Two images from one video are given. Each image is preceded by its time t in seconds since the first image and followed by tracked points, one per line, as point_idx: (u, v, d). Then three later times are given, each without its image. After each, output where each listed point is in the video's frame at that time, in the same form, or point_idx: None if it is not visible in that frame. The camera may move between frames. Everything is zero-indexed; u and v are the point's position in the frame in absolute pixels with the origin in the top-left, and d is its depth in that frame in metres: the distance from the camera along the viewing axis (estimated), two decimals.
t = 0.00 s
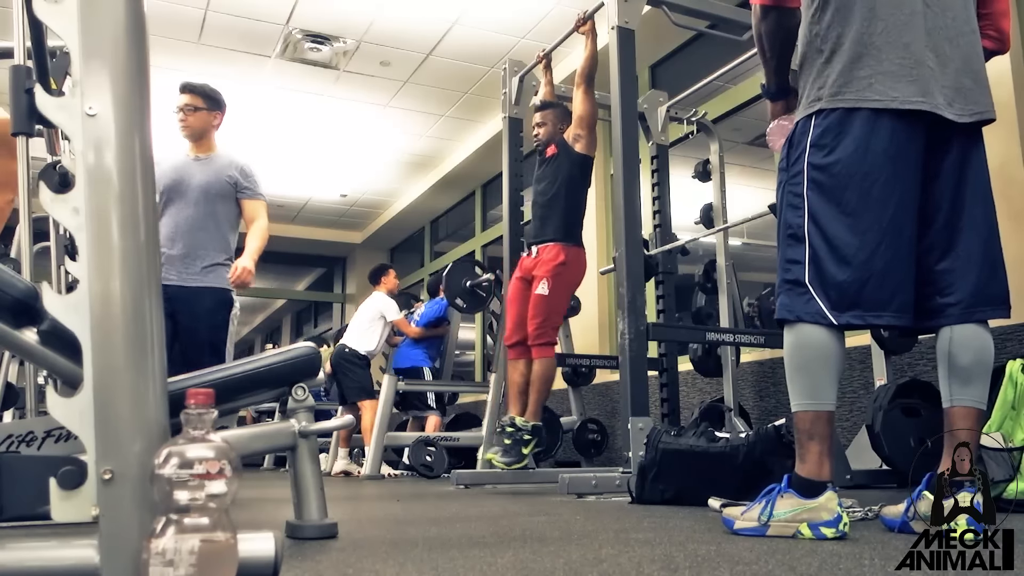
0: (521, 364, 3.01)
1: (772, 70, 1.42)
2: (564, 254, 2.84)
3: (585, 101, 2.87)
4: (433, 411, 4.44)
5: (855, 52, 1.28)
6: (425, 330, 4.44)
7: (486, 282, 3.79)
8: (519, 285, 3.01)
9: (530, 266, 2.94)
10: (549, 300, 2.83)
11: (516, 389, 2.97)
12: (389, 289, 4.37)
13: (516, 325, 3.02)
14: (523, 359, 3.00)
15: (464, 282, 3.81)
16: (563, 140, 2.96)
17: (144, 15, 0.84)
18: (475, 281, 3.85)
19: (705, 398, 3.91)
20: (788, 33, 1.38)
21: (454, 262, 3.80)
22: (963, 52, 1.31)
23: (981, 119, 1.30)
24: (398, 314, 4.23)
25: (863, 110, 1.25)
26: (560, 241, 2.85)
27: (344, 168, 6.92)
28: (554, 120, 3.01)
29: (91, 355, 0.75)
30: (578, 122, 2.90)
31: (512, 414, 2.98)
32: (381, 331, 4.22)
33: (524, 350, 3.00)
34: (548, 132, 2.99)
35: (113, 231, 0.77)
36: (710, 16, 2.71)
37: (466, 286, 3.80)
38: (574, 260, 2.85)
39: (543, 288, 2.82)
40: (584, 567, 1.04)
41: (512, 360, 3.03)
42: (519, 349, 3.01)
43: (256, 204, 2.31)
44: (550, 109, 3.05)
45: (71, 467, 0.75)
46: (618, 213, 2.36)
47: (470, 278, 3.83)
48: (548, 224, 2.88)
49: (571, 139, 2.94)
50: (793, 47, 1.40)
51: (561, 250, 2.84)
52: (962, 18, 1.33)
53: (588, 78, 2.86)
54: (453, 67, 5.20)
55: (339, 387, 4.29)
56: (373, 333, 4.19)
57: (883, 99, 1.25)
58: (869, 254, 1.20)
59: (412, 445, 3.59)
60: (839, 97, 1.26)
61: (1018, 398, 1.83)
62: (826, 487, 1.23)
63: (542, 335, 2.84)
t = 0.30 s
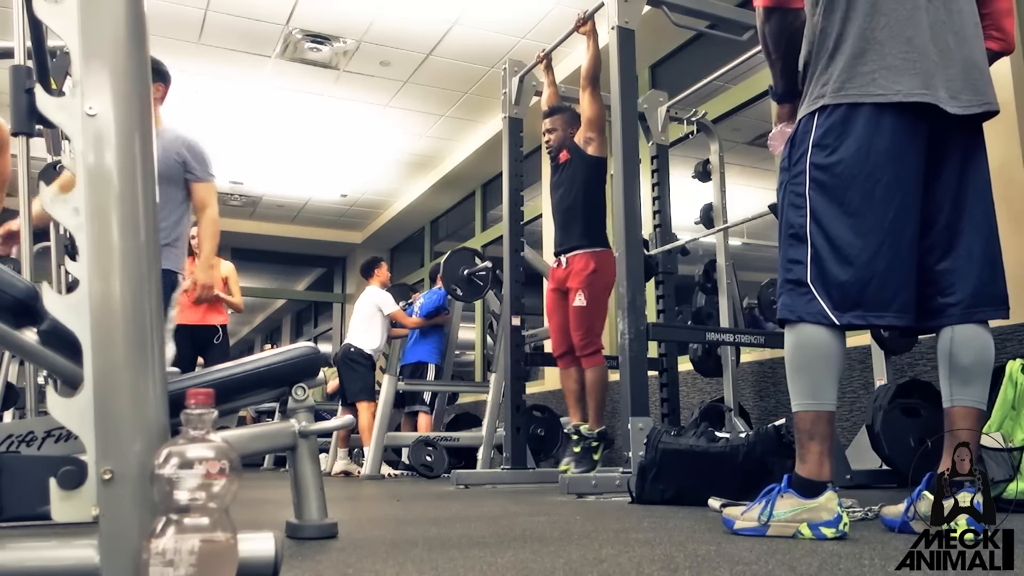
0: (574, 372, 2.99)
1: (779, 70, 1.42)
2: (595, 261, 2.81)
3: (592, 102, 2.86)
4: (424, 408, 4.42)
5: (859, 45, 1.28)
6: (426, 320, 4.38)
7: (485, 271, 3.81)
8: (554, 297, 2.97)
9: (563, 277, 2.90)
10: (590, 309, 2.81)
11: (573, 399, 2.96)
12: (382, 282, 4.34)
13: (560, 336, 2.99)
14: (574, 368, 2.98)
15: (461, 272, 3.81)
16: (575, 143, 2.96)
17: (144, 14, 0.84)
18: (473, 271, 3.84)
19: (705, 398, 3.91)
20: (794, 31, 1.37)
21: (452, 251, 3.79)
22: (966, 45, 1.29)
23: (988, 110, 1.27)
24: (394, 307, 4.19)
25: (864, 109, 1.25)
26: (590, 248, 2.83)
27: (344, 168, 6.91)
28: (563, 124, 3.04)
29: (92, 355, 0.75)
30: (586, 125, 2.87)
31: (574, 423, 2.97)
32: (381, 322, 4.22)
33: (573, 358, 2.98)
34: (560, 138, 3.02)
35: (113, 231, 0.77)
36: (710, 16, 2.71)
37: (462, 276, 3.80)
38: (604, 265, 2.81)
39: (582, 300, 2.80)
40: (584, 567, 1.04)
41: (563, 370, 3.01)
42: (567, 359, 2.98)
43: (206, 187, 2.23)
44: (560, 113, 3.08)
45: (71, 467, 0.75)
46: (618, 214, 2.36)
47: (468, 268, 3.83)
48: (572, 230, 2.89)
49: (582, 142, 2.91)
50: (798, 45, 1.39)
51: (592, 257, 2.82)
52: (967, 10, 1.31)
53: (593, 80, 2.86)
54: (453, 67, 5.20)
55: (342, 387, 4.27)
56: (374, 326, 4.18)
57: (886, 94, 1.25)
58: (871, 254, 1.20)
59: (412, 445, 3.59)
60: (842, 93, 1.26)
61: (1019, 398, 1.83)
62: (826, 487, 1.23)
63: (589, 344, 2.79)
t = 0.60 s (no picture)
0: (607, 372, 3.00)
1: (773, 74, 1.43)
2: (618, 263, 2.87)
3: (598, 103, 2.89)
4: (429, 408, 4.38)
5: (857, 39, 1.28)
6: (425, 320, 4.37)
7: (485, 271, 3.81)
8: (580, 302, 3.02)
9: (586, 280, 2.96)
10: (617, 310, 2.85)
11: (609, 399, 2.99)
12: (380, 281, 4.32)
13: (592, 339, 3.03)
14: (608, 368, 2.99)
15: (461, 272, 3.81)
16: (585, 145, 2.96)
17: (144, 15, 0.84)
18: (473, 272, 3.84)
19: (705, 399, 3.91)
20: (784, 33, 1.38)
21: (453, 251, 3.79)
22: (958, 42, 1.30)
23: (976, 110, 1.28)
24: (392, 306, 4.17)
25: (864, 106, 1.25)
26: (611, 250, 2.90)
27: (344, 168, 6.91)
28: (573, 126, 3.03)
29: (92, 354, 0.75)
30: (595, 124, 2.90)
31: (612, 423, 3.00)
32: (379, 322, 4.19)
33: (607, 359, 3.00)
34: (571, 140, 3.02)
35: (113, 231, 0.77)
36: (710, 16, 2.71)
37: (462, 276, 3.80)
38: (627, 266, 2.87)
39: (609, 301, 2.84)
40: (584, 567, 1.04)
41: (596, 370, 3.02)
42: (600, 359, 3.00)
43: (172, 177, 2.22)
44: (568, 115, 3.08)
45: (71, 467, 0.75)
46: (619, 214, 2.36)
47: (468, 268, 3.83)
48: (587, 230, 2.93)
49: (593, 143, 2.92)
50: (790, 47, 1.39)
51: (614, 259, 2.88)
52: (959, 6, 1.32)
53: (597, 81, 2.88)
54: (453, 67, 5.20)
55: (343, 387, 4.27)
56: (372, 326, 4.16)
57: (885, 86, 1.24)
58: (874, 252, 1.20)
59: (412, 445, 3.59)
60: (843, 87, 1.26)
61: (1019, 398, 1.83)
62: (826, 487, 1.23)
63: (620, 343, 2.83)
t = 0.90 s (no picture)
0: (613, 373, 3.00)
1: (771, 86, 1.42)
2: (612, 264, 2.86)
3: (598, 103, 2.89)
4: (438, 410, 4.37)
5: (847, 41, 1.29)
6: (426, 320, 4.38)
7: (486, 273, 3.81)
8: (579, 306, 3.02)
9: (583, 284, 2.96)
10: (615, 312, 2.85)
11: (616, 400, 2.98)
12: (380, 281, 4.31)
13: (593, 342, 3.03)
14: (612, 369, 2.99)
15: (463, 272, 3.81)
16: (582, 143, 2.97)
17: (143, 15, 0.84)
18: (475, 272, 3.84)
19: (705, 398, 3.91)
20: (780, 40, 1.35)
21: (456, 252, 3.80)
22: (947, 42, 1.31)
23: (969, 108, 1.29)
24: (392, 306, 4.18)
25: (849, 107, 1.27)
26: (605, 252, 2.89)
27: (344, 168, 6.91)
28: (571, 125, 3.06)
29: (92, 353, 0.75)
30: (594, 124, 2.90)
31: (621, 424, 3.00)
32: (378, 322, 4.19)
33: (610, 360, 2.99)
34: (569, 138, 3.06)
35: (114, 232, 0.77)
36: (710, 16, 2.70)
37: (464, 276, 3.80)
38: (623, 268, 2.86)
39: (606, 305, 2.84)
40: (584, 567, 1.04)
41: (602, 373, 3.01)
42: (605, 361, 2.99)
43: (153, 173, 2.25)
44: (567, 114, 3.10)
45: (71, 467, 0.75)
46: (618, 214, 2.36)
47: (470, 269, 3.83)
48: (578, 230, 2.94)
49: (590, 142, 2.93)
50: (786, 58, 1.37)
51: (609, 261, 2.87)
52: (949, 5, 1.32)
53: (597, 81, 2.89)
54: (453, 67, 5.20)
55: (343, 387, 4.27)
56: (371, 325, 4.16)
57: (868, 85, 1.25)
58: (865, 251, 1.21)
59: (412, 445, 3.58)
60: (834, 85, 1.28)
61: (1018, 399, 1.83)
62: (866, 485, 1.24)
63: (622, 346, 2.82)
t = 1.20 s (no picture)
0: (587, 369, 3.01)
1: (762, 121, 1.44)
2: (581, 259, 2.86)
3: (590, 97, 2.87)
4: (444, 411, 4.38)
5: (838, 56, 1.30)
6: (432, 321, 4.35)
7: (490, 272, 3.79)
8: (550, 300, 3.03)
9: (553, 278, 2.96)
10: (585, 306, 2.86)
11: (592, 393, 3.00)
12: (381, 281, 4.31)
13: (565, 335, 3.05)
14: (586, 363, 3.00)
15: (467, 272, 3.81)
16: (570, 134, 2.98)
17: (144, 15, 0.84)
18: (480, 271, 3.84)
19: (706, 398, 3.91)
20: (758, 79, 1.37)
21: (457, 253, 3.79)
22: (942, 30, 1.29)
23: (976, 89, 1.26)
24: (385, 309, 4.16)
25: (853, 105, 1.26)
26: (576, 245, 2.89)
27: (344, 168, 6.91)
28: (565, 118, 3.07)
29: (92, 353, 0.75)
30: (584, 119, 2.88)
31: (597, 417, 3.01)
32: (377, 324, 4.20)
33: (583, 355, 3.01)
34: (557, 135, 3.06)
35: (114, 232, 0.77)
36: (710, 16, 2.70)
37: (469, 276, 3.80)
38: (592, 262, 2.86)
39: (575, 300, 2.85)
40: (584, 567, 1.04)
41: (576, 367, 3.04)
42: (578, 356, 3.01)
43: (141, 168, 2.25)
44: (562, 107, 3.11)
45: (71, 467, 0.75)
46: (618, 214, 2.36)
47: (474, 268, 3.83)
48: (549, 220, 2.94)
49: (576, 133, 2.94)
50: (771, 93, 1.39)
51: (578, 255, 2.86)
52: None
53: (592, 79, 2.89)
54: (453, 68, 5.20)
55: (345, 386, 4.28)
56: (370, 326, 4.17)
57: (862, 95, 1.26)
58: (878, 246, 1.20)
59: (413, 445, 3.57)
60: (827, 106, 1.29)
61: (1018, 398, 1.83)
62: (866, 486, 1.24)
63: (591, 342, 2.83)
